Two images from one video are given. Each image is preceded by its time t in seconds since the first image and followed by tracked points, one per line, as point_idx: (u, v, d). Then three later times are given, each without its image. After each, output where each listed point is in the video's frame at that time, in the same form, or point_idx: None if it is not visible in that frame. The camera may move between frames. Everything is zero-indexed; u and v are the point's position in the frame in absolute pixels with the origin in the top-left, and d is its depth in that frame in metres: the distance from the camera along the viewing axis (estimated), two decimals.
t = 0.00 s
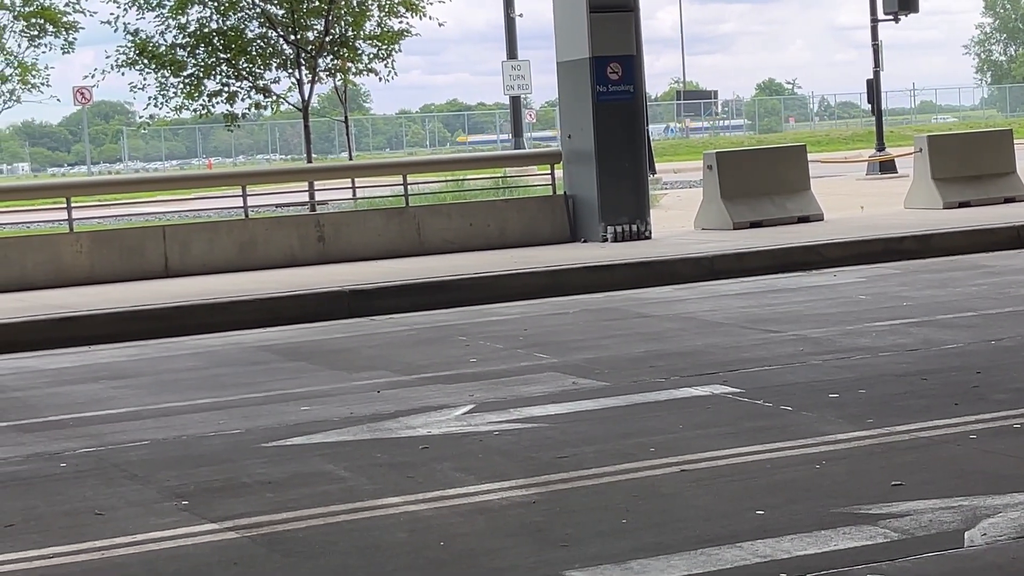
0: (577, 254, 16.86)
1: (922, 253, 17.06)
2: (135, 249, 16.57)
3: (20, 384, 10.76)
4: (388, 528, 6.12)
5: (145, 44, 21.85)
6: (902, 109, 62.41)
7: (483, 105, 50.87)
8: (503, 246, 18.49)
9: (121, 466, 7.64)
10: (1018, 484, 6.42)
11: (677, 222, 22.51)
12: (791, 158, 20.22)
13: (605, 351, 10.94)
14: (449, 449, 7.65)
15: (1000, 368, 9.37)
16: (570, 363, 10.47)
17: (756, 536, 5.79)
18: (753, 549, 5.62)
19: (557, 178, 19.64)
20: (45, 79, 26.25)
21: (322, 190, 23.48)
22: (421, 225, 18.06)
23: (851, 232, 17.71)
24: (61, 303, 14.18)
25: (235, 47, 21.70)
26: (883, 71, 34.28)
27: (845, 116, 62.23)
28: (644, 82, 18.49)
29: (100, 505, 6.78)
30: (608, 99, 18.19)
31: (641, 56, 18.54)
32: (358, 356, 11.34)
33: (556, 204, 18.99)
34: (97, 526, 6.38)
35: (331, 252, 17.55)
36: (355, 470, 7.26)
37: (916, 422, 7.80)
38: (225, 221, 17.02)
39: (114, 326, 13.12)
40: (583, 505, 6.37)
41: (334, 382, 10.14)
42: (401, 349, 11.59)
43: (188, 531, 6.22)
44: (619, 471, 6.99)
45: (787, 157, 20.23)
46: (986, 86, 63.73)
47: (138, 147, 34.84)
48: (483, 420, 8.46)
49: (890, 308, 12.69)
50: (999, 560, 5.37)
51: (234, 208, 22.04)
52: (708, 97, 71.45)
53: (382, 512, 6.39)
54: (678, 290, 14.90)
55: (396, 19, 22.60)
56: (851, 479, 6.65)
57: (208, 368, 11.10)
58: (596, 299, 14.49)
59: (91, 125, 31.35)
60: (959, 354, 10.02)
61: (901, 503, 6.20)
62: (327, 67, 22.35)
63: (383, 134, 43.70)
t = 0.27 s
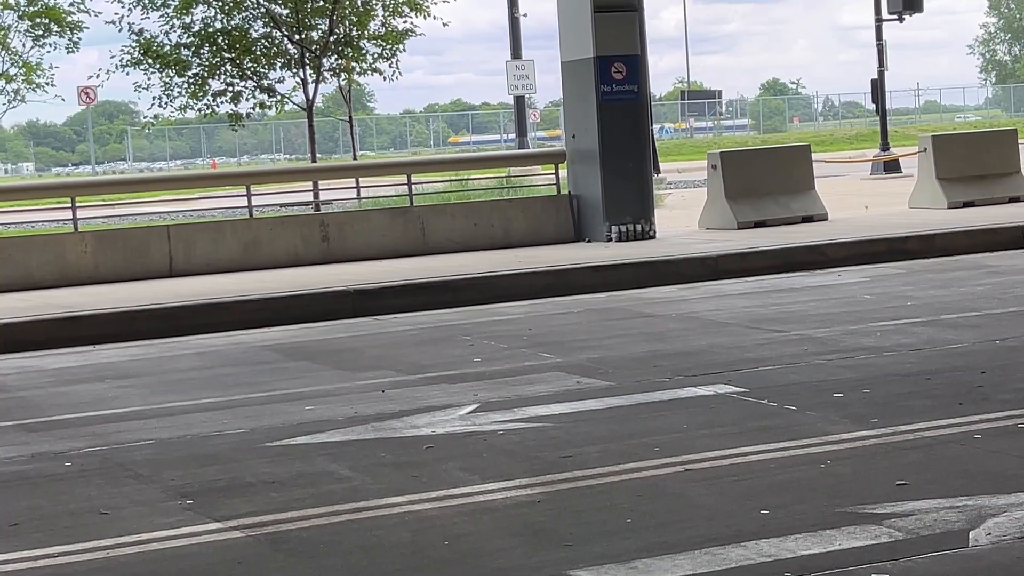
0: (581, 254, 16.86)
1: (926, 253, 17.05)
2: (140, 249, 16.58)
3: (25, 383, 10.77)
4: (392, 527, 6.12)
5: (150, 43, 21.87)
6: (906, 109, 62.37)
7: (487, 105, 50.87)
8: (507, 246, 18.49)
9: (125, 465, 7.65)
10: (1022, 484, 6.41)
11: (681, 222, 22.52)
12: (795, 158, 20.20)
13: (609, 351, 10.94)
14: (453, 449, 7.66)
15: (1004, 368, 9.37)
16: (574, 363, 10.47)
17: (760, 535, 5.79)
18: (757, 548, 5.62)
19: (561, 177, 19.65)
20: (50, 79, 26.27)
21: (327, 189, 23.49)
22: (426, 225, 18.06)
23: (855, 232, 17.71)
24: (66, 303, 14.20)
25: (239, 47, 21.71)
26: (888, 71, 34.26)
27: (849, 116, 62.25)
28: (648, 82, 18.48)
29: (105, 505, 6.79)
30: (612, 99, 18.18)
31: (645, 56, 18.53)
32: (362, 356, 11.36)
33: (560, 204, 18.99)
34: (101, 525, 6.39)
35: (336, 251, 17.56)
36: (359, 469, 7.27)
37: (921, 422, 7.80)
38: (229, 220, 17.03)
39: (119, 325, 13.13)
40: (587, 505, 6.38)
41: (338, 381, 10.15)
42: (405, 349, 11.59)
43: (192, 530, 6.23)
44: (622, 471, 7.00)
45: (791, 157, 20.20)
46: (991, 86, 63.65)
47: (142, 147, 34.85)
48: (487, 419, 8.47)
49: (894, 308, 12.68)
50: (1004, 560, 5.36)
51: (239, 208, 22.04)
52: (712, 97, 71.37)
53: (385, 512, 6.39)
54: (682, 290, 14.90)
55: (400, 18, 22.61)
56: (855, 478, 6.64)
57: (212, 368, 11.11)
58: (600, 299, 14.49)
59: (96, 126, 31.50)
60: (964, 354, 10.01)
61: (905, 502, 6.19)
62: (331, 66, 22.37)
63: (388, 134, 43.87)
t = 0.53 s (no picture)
0: (586, 253, 16.86)
1: (931, 252, 17.03)
2: (145, 248, 16.60)
3: (30, 382, 10.79)
4: (397, 526, 6.13)
5: (155, 43, 21.89)
6: (911, 108, 62.33)
7: (492, 105, 50.88)
8: (511, 246, 18.49)
9: (130, 464, 7.65)
10: None
11: (685, 221, 22.51)
12: (799, 158, 20.18)
13: (613, 350, 10.94)
14: (458, 448, 7.67)
15: (1010, 368, 9.35)
16: (579, 362, 10.47)
17: (764, 535, 5.79)
18: (761, 548, 5.61)
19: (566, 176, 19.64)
20: (55, 78, 26.30)
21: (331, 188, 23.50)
22: (430, 225, 18.07)
23: (860, 232, 17.69)
24: (71, 302, 14.21)
25: (244, 46, 21.73)
26: (893, 70, 34.24)
27: (854, 115, 62.24)
28: (653, 81, 18.47)
29: (109, 503, 6.80)
30: (617, 98, 18.18)
31: (650, 55, 18.52)
32: (366, 355, 11.36)
33: (565, 204, 18.99)
34: (106, 524, 6.40)
35: (340, 251, 17.57)
36: (364, 468, 7.27)
37: (925, 422, 7.79)
38: (234, 219, 17.04)
39: (124, 324, 13.14)
40: (592, 505, 6.38)
41: (343, 381, 10.15)
42: (410, 348, 11.60)
43: (197, 529, 6.23)
44: (627, 470, 7.00)
45: (796, 156, 20.18)
46: (996, 85, 63.56)
47: (147, 146, 34.87)
48: (491, 419, 8.47)
49: (899, 307, 12.67)
50: (1009, 560, 5.36)
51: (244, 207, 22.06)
52: (717, 97, 71.36)
53: (389, 511, 6.39)
54: (686, 290, 14.89)
55: (405, 18, 22.62)
56: (860, 478, 6.64)
57: (217, 367, 11.12)
58: (604, 298, 14.49)
59: (101, 125, 31.58)
60: (969, 353, 10.00)
61: (910, 502, 6.19)
62: (336, 65, 22.38)
63: (392, 133, 43.90)
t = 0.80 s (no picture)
0: (591, 252, 16.85)
1: (936, 251, 17.01)
2: (150, 247, 16.61)
3: (35, 381, 10.80)
4: (402, 525, 6.12)
5: (160, 42, 21.89)
6: (916, 107, 62.26)
7: (498, 104, 50.87)
8: (517, 244, 18.50)
9: (136, 463, 7.66)
10: None
11: (691, 220, 22.49)
12: (805, 156, 20.16)
13: (618, 349, 10.93)
14: (463, 447, 7.67)
15: (1016, 367, 9.34)
16: (584, 361, 10.47)
17: (770, 534, 5.78)
18: (767, 547, 5.61)
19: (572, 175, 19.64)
20: (60, 77, 26.32)
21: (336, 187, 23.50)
22: (436, 224, 18.07)
23: (866, 231, 17.66)
24: (76, 301, 14.22)
25: (250, 45, 21.74)
26: (898, 69, 34.21)
27: (859, 114, 62.22)
28: (659, 79, 18.46)
29: (115, 502, 6.80)
30: (623, 97, 18.17)
31: (655, 54, 18.51)
32: (371, 354, 11.36)
33: (570, 203, 18.99)
34: (112, 523, 6.41)
35: (345, 249, 17.58)
36: (370, 467, 7.27)
37: (931, 421, 7.78)
38: (239, 218, 17.04)
39: (129, 323, 13.15)
40: (598, 504, 6.37)
41: (348, 380, 10.15)
42: (415, 348, 11.60)
43: (203, 528, 6.23)
44: (633, 469, 6.99)
45: (801, 155, 20.16)
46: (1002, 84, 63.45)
47: (152, 145, 34.90)
48: (497, 418, 8.47)
49: (904, 306, 12.65)
50: (1015, 559, 5.35)
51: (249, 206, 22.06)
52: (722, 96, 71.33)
53: (395, 510, 6.39)
54: (692, 289, 14.88)
55: (410, 17, 22.62)
56: (866, 477, 6.63)
57: (222, 366, 11.13)
58: (610, 297, 14.48)
59: (107, 123, 31.76)
60: (975, 352, 9.98)
61: (916, 501, 6.18)
62: (341, 64, 22.39)
63: (396, 132, 44.06)
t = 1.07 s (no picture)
0: (597, 252, 16.84)
1: (943, 250, 16.98)
2: (156, 246, 16.62)
3: (41, 380, 10.81)
4: (407, 525, 6.12)
5: (166, 41, 21.90)
6: (922, 106, 62.18)
7: (504, 103, 50.87)
8: (522, 243, 18.50)
9: (141, 462, 7.67)
10: None
11: (697, 219, 22.48)
12: (810, 155, 20.13)
13: (624, 348, 10.93)
14: (469, 446, 7.67)
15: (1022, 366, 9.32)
16: (590, 360, 10.46)
17: (776, 533, 5.78)
18: (773, 546, 5.60)
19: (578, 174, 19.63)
20: (67, 76, 26.36)
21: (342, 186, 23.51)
22: (441, 223, 18.08)
23: (872, 230, 17.64)
24: (82, 300, 14.24)
25: (255, 44, 21.76)
26: (904, 68, 34.17)
27: (865, 113, 62.17)
28: (664, 78, 18.45)
29: (120, 502, 6.80)
30: (628, 96, 18.16)
31: (662, 53, 18.50)
32: (377, 353, 11.36)
33: (576, 202, 18.99)
34: (118, 522, 6.41)
35: (351, 249, 17.58)
36: (375, 466, 7.28)
37: (937, 420, 7.77)
38: (245, 217, 17.06)
39: (135, 322, 13.16)
40: (603, 503, 6.37)
41: (353, 379, 10.15)
42: (420, 347, 11.60)
43: (208, 527, 6.23)
44: (638, 469, 6.99)
45: (807, 154, 20.13)
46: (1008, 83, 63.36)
47: (158, 144, 34.92)
48: (502, 417, 8.46)
49: (910, 306, 12.63)
50: (1022, 558, 5.34)
51: (255, 205, 22.08)
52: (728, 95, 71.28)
53: (401, 509, 6.39)
54: (697, 288, 14.87)
55: (416, 16, 22.62)
56: (872, 476, 6.62)
57: (228, 365, 11.13)
58: (615, 297, 14.48)
59: (112, 122, 31.97)
60: (981, 352, 9.96)
61: (922, 500, 6.17)
62: (347, 64, 22.40)
63: (402, 131, 44.22)
